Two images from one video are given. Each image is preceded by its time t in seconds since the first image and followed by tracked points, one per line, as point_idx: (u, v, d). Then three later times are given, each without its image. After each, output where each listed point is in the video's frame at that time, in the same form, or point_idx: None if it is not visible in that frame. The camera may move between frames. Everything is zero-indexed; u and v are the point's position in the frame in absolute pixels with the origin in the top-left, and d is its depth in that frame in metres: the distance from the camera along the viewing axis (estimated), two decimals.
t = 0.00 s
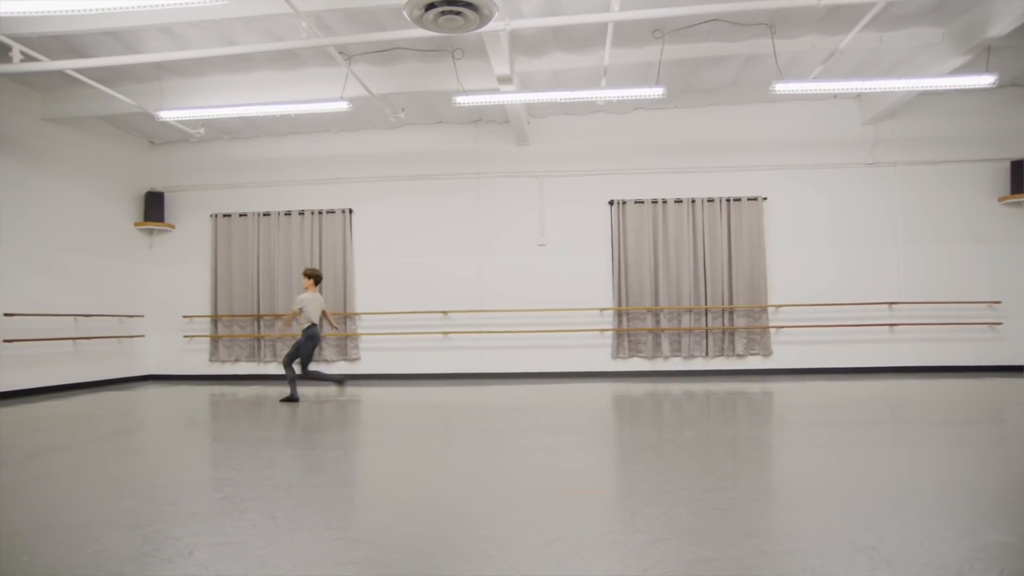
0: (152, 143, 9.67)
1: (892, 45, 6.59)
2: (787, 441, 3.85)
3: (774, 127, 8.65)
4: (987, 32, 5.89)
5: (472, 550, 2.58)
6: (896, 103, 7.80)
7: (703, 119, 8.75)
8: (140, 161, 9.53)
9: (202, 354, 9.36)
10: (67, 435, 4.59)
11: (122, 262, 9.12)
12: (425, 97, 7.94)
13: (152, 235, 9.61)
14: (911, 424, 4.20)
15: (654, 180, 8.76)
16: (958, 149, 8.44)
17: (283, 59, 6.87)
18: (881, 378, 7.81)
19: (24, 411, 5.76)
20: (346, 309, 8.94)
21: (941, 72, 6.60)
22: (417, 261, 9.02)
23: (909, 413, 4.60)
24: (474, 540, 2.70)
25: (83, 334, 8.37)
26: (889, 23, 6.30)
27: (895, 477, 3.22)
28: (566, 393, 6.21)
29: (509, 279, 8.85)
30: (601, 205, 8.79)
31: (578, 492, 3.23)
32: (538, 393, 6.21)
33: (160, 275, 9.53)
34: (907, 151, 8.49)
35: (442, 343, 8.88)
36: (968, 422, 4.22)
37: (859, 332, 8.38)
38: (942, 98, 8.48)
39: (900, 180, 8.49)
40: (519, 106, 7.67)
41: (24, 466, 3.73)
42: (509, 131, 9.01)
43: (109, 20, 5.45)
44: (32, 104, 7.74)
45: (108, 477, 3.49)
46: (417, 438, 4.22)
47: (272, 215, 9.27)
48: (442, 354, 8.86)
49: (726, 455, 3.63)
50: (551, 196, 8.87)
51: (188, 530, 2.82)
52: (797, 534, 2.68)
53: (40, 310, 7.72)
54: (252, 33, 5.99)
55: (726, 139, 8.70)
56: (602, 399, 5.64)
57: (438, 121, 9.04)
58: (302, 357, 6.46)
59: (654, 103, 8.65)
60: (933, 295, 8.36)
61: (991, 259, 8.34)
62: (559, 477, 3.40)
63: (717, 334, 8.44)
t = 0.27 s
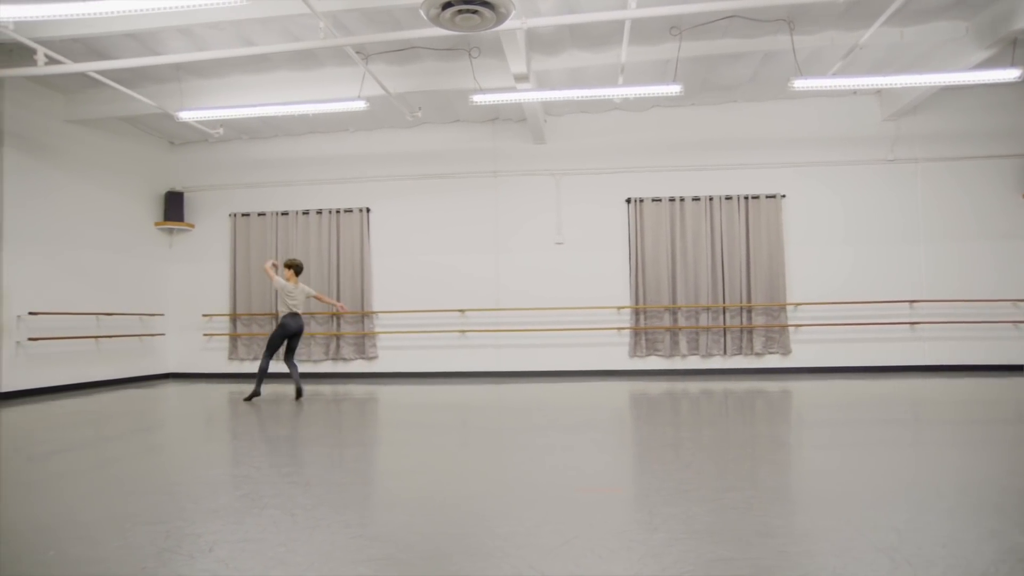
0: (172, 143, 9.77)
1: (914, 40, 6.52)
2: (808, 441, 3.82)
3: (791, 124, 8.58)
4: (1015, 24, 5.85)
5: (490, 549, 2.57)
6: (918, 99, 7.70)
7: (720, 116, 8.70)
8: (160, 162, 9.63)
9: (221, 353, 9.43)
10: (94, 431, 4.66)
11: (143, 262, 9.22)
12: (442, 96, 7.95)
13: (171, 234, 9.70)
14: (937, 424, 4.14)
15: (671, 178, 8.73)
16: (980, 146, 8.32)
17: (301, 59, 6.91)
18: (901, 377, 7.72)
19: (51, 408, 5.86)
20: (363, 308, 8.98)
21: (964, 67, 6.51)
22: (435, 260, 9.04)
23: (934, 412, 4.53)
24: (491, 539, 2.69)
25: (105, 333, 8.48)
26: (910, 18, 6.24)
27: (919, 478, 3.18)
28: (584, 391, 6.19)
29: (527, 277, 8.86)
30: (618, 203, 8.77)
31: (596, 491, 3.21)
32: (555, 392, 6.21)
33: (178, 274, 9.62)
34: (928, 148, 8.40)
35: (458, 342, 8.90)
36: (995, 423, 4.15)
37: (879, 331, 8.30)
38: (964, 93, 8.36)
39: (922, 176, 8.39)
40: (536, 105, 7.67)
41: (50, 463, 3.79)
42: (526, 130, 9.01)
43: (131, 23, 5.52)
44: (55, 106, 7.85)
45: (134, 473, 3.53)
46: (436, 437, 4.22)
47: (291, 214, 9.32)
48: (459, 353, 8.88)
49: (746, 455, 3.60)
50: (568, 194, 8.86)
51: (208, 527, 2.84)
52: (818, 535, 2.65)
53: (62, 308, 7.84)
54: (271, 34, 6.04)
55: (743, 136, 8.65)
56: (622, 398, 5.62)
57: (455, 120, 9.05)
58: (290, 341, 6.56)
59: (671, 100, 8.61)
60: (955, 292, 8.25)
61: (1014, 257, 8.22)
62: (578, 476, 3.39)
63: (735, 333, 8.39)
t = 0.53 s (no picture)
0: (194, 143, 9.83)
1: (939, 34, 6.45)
2: (834, 441, 3.76)
3: (811, 120, 8.50)
4: None
5: (509, 546, 2.54)
6: (944, 92, 7.57)
7: (739, 112, 8.63)
8: (182, 161, 9.73)
9: (241, 351, 9.52)
10: (122, 428, 4.73)
11: (166, 260, 9.33)
12: (460, 94, 7.96)
13: (193, 232, 9.79)
14: (966, 425, 4.05)
15: (690, 175, 8.68)
16: (1005, 140, 8.17)
17: (319, 58, 6.95)
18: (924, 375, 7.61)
19: (79, 404, 5.96)
20: (383, 306, 9.05)
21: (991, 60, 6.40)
22: (453, 258, 9.06)
23: (963, 412, 4.45)
24: (509, 535, 2.66)
25: (128, 330, 8.59)
26: (935, 10, 6.16)
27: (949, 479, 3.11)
28: (604, 389, 6.17)
29: (546, 275, 8.85)
30: (637, 200, 8.74)
31: (616, 489, 3.18)
32: (575, 390, 6.19)
33: (197, 272, 9.72)
34: (952, 142, 8.27)
35: (477, 339, 8.91)
36: None
37: (901, 329, 8.20)
38: (989, 87, 8.21)
39: (946, 172, 8.27)
40: (555, 102, 7.67)
41: (74, 458, 3.83)
42: (544, 127, 9.00)
43: (152, 23, 5.58)
44: (80, 107, 7.97)
45: (162, 469, 3.58)
46: (457, 435, 4.22)
47: (310, 213, 9.39)
48: (478, 350, 8.90)
49: (768, 454, 3.56)
50: (587, 192, 8.84)
51: (226, 523, 2.85)
52: (842, 533, 2.59)
53: (88, 307, 7.95)
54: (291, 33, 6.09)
55: (762, 133, 8.58)
56: (643, 396, 5.59)
57: (473, 118, 9.06)
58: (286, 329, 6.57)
59: (690, 97, 8.55)
60: (980, 289, 8.13)
61: None
62: (597, 475, 3.36)
63: (755, 330, 8.35)
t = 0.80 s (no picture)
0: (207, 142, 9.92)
1: (954, 29, 6.39)
2: (849, 440, 3.74)
3: (824, 117, 8.45)
4: None
5: (521, 544, 2.54)
6: (960, 88, 7.49)
7: (751, 110, 8.59)
8: (195, 160, 9.79)
9: (255, 349, 9.58)
10: (139, 425, 4.78)
11: (180, 259, 9.40)
12: (472, 92, 7.96)
13: (206, 231, 9.86)
14: (985, 424, 4.01)
15: (702, 172, 8.64)
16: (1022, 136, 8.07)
17: (332, 57, 6.97)
18: (938, 374, 7.55)
19: (96, 401, 6.01)
20: (395, 304, 9.07)
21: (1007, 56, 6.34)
22: (464, 256, 9.07)
23: (981, 411, 4.40)
24: (521, 534, 2.66)
25: (142, 328, 8.67)
26: (951, 4, 6.11)
27: (967, 479, 3.08)
28: (617, 387, 6.16)
29: (557, 273, 8.85)
30: (649, 198, 8.72)
31: (628, 487, 3.18)
32: (588, 388, 6.18)
33: (210, 271, 9.78)
34: (968, 139, 8.18)
35: (488, 337, 8.93)
36: None
37: (916, 327, 8.14)
38: (1006, 82, 8.11)
39: (962, 169, 8.19)
40: (567, 100, 7.66)
41: (91, 455, 3.87)
42: (555, 125, 8.99)
43: (165, 24, 5.62)
44: (95, 107, 8.04)
45: (179, 466, 3.61)
46: (470, 434, 4.22)
47: (323, 211, 9.44)
48: (489, 348, 8.91)
49: (781, 454, 3.54)
50: (599, 190, 8.83)
51: (238, 521, 2.87)
52: (855, 532, 2.56)
53: (103, 306, 8.03)
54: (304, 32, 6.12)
55: (775, 130, 8.54)
56: (656, 394, 5.57)
57: (485, 116, 9.06)
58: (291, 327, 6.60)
59: (702, 94, 8.51)
60: (996, 288, 8.04)
61: None
62: (610, 473, 3.35)
63: (768, 328, 8.32)
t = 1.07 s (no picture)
0: (217, 142, 9.96)
1: (966, 25, 6.35)
2: (862, 440, 3.72)
3: (835, 114, 8.41)
4: None
5: (531, 543, 2.54)
6: (973, 85, 7.43)
7: (761, 107, 8.55)
8: (206, 160, 9.84)
9: (265, 347, 9.62)
10: (152, 422, 4.81)
11: (191, 258, 9.45)
12: (481, 91, 7.96)
13: (217, 230, 9.91)
14: (1000, 424, 3.97)
15: (712, 171, 8.61)
16: None
17: (341, 57, 6.99)
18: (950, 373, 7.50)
19: (108, 399, 6.05)
20: (404, 303, 9.09)
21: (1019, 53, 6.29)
22: (473, 254, 9.08)
23: (996, 411, 4.36)
24: (531, 532, 2.66)
25: (153, 327, 8.71)
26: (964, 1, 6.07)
27: (981, 479, 3.05)
28: (627, 386, 6.15)
29: (566, 272, 8.84)
30: (658, 197, 8.70)
31: (638, 486, 3.17)
32: (599, 386, 6.18)
33: (220, 270, 9.83)
34: (981, 136, 8.12)
35: (497, 336, 8.93)
36: None
37: (928, 326, 8.09)
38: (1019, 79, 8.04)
39: (975, 166, 8.12)
40: (576, 98, 7.65)
41: (105, 452, 3.90)
42: (565, 124, 8.98)
43: (175, 24, 5.65)
44: (106, 107, 8.09)
45: (191, 464, 3.63)
46: (481, 432, 4.22)
47: (332, 210, 9.46)
48: (498, 347, 8.92)
49: (793, 453, 3.52)
50: (608, 188, 8.82)
51: (250, 518, 2.88)
52: (866, 532, 2.55)
53: (115, 304, 8.08)
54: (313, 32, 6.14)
55: (785, 128, 8.50)
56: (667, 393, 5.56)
57: (494, 114, 9.06)
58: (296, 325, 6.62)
59: (712, 92, 8.49)
60: (1008, 286, 7.98)
61: None
62: (620, 472, 3.35)
63: (778, 327, 8.28)
